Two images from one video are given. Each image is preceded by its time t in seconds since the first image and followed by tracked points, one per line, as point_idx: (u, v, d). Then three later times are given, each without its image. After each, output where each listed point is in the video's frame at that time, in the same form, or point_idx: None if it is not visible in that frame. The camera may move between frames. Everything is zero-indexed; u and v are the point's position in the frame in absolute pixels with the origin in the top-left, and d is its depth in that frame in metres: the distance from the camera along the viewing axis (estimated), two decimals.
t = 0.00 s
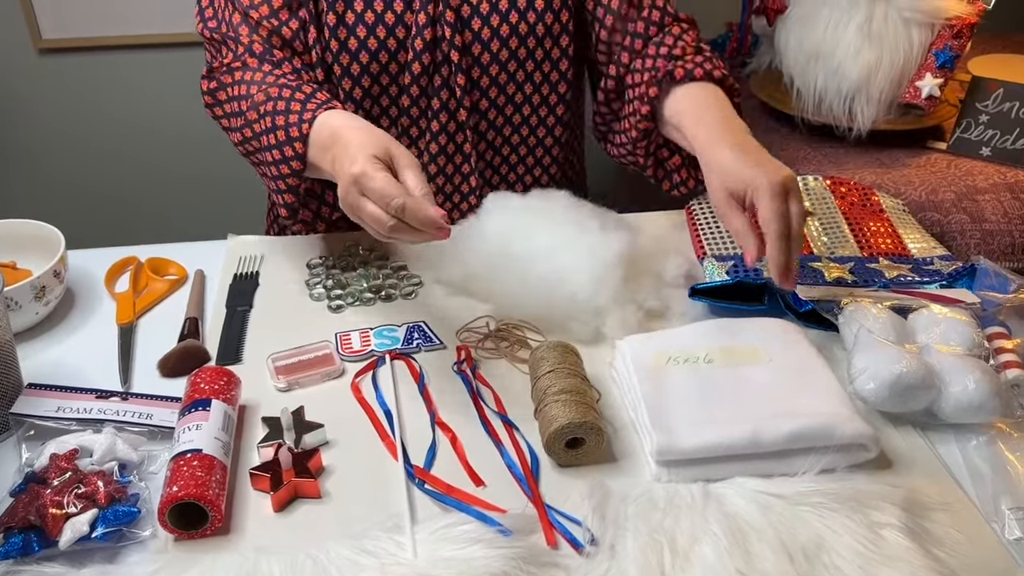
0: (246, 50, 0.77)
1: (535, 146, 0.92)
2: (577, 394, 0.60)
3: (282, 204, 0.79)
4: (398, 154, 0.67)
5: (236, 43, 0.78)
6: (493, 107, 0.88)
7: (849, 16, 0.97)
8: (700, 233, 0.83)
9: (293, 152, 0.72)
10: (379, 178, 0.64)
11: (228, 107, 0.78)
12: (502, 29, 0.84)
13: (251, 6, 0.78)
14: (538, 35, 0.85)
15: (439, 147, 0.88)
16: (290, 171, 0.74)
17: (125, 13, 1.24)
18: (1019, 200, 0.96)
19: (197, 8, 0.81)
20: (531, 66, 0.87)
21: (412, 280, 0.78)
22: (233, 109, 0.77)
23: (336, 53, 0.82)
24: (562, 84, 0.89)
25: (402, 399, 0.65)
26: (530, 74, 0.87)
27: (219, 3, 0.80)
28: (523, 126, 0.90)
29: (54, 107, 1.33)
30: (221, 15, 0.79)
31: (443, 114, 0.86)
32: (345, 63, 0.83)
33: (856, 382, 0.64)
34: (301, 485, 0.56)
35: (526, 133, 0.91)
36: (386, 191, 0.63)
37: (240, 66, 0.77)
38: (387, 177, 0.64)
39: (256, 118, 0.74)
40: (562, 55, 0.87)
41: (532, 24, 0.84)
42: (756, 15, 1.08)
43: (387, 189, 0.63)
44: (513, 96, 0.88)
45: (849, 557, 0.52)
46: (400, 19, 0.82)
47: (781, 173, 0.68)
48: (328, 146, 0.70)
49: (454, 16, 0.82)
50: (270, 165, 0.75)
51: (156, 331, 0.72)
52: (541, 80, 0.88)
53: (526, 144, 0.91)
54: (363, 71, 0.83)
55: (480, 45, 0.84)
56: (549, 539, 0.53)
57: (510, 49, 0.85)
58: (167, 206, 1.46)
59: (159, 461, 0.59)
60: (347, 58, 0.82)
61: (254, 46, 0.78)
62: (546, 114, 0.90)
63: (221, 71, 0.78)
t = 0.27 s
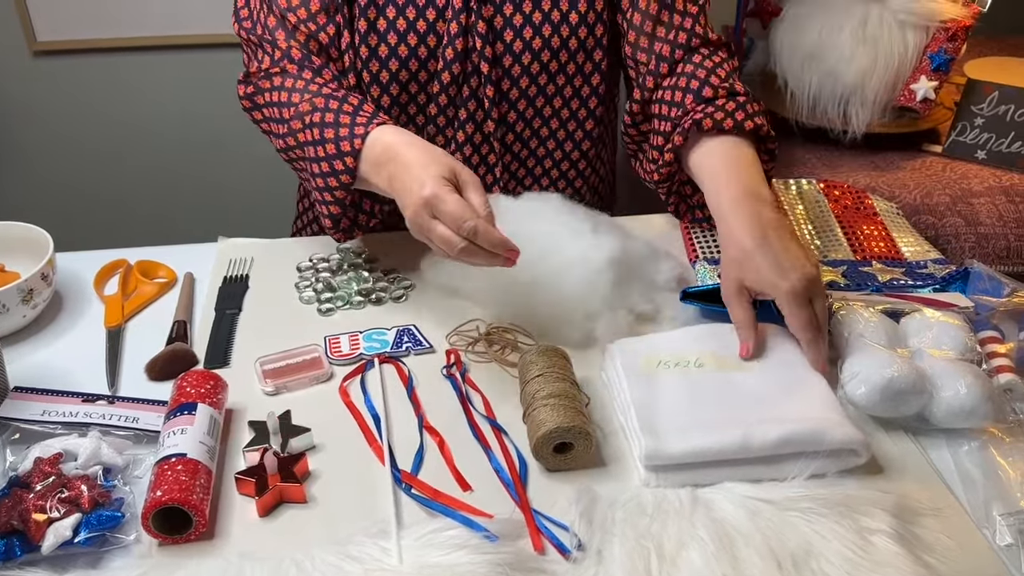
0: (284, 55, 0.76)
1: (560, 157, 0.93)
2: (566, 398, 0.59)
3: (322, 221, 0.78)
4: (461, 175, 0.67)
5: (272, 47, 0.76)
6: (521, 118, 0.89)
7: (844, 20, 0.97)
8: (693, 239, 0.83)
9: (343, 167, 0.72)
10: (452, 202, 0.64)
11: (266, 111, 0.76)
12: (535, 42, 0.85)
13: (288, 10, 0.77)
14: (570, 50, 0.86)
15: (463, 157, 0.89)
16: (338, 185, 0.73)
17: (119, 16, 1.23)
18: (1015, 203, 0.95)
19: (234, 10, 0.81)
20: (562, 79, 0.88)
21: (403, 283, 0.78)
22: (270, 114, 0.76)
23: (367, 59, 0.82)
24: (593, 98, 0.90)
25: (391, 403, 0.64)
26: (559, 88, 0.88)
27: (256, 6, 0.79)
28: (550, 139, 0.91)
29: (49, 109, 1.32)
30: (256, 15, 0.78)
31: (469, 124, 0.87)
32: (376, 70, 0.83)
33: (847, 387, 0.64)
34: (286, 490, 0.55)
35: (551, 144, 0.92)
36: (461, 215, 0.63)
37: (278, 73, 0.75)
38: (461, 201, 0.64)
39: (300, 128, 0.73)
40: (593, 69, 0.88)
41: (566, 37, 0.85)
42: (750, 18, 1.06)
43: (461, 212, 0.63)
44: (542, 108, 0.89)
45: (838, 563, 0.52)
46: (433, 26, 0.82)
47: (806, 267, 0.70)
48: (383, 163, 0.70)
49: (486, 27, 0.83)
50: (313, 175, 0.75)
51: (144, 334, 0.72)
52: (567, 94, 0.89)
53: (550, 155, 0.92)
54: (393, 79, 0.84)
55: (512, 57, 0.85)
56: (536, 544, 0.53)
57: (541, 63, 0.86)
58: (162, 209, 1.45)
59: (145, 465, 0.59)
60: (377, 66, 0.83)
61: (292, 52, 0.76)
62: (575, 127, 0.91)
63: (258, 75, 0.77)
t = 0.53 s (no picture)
0: (334, 72, 0.72)
1: (575, 165, 0.91)
2: (557, 403, 0.59)
3: (383, 251, 0.74)
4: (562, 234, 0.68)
5: (322, 58, 0.73)
6: (540, 129, 0.87)
7: (838, 23, 0.96)
8: (687, 247, 0.84)
9: (422, 204, 0.69)
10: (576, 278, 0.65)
11: (316, 130, 0.73)
12: (556, 52, 0.82)
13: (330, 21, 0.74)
14: (591, 59, 0.84)
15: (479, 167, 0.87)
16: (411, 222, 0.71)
17: (115, 21, 1.23)
18: (1010, 208, 0.95)
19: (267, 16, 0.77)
20: (581, 89, 0.86)
21: (396, 286, 0.78)
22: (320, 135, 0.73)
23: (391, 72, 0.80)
24: (611, 107, 0.87)
25: (383, 408, 0.64)
26: (579, 97, 0.86)
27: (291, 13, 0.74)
28: (567, 148, 0.89)
29: (46, 114, 1.32)
30: (292, 23, 0.74)
31: (488, 135, 0.85)
32: (398, 82, 0.80)
33: (839, 391, 0.63)
34: (275, 495, 0.55)
35: (568, 154, 0.90)
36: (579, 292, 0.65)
37: (336, 91, 0.72)
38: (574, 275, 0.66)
39: (369, 154, 0.71)
40: (613, 78, 0.85)
41: (587, 48, 0.83)
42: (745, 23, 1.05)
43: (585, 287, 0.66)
44: (560, 117, 0.87)
45: (828, 569, 0.51)
46: (456, 39, 0.79)
47: (806, 275, 0.70)
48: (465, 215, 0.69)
49: (509, 39, 0.80)
50: (377, 206, 0.72)
51: (137, 339, 0.71)
52: (586, 104, 0.87)
53: (566, 163, 0.91)
54: (416, 91, 0.81)
55: (533, 68, 0.83)
56: (526, 550, 0.53)
57: (562, 73, 0.84)
58: (159, 213, 1.45)
59: (134, 470, 0.58)
60: (399, 78, 0.80)
61: (346, 68, 0.73)
62: (592, 135, 0.89)
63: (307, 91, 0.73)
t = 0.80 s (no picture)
0: (342, 84, 0.73)
1: (584, 173, 0.91)
2: (554, 406, 0.59)
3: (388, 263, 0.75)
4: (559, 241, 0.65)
5: (328, 70, 0.73)
6: (549, 136, 0.87)
7: (834, 28, 0.97)
8: (684, 249, 0.84)
9: (425, 218, 0.70)
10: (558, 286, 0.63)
11: (323, 142, 0.74)
12: (566, 62, 0.82)
13: (341, 33, 0.74)
14: (600, 68, 0.83)
15: (487, 175, 0.86)
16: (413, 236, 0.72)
17: (115, 27, 1.24)
18: (1006, 211, 0.96)
19: (277, 27, 0.78)
20: (590, 97, 0.85)
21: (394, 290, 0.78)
22: (328, 149, 0.74)
23: (402, 81, 0.79)
24: (620, 116, 0.87)
25: (381, 411, 0.64)
26: (587, 105, 0.86)
27: (301, 24, 0.75)
28: (575, 156, 0.89)
29: (46, 120, 1.33)
30: (299, 34, 0.75)
31: (496, 144, 0.84)
32: (408, 91, 0.80)
33: (835, 395, 0.64)
34: (274, 498, 0.55)
35: (576, 161, 0.90)
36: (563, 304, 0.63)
37: (341, 104, 0.72)
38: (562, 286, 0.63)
39: (375, 167, 0.71)
40: (621, 87, 0.85)
41: (597, 57, 0.82)
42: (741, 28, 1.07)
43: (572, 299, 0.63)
44: (569, 125, 0.87)
45: (824, 570, 0.52)
46: (466, 48, 0.79)
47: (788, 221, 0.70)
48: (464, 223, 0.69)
49: (519, 48, 0.80)
50: (382, 218, 0.73)
51: (136, 343, 0.72)
52: (594, 112, 0.86)
53: (574, 171, 0.90)
54: (426, 100, 0.80)
55: (543, 77, 0.82)
56: (523, 551, 0.53)
57: (571, 82, 0.84)
58: (158, 219, 1.46)
59: (134, 473, 0.59)
60: (409, 87, 0.79)
61: (353, 79, 0.73)
62: (599, 144, 0.89)
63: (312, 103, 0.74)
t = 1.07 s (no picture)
0: (335, 91, 0.71)
1: (581, 177, 0.89)
2: (555, 414, 0.60)
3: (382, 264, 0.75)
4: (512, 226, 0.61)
5: (323, 78, 0.72)
6: (546, 142, 0.84)
7: (831, 37, 0.97)
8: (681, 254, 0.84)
9: (403, 224, 0.69)
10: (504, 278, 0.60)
11: (314, 148, 0.73)
12: (564, 68, 0.80)
13: (337, 40, 0.72)
14: (598, 74, 0.81)
15: (486, 181, 0.84)
16: (397, 238, 0.71)
17: (115, 36, 1.24)
18: (1003, 218, 0.96)
19: (275, 36, 0.77)
20: (587, 104, 0.83)
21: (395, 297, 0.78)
22: (319, 152, 0.73)
23: (399, 88, 0.77)
24: (617, 121, 0.85)
25: (382, 419, 0.65)
26: (585, 111, 0.83)
27: (298, 33, 0.74)
28: (574, 159, 0.87)
29: (46, 128, 1.33)
30: (298, 41, 0.74)
31: (494, 150, 0.82)
32: (404, 98, 0.77)
33: (835, 402, 0.65)
34: (275, 506, 0.55)
35: (573, 166, 0.88)
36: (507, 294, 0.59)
37: (330, 111, 0.71)
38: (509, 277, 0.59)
39: (356, 172, 0.70)
40: (619, 93, 0.83)
41: (594, 63, 0.80)
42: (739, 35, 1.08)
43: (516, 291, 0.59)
44: (567, 130, 0.84)
45: None
46: (463, 55, 0.76)
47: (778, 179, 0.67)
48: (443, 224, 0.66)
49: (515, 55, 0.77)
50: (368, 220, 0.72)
51: (137, 352, 0.72)
52: (592, 118, 0.84)
53: (572, 176, 0.88)
54: (423, 107, 0.78)
55: (539, 83, 0.80)
56: (524, 559, 0.53)
57: (569, 88, 0.81)
58: (158, 227, 1.46)
59: (136, 482, 0.59)
60: (406, 95, 0.77)
61: (346, 86, 0.72)
62: (597, 150, 0.87)
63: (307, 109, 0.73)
